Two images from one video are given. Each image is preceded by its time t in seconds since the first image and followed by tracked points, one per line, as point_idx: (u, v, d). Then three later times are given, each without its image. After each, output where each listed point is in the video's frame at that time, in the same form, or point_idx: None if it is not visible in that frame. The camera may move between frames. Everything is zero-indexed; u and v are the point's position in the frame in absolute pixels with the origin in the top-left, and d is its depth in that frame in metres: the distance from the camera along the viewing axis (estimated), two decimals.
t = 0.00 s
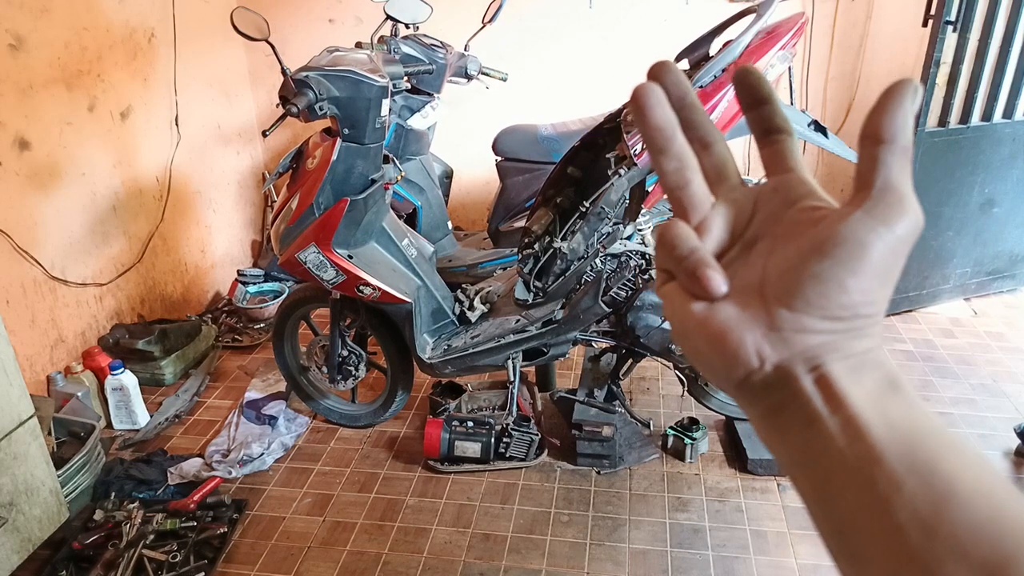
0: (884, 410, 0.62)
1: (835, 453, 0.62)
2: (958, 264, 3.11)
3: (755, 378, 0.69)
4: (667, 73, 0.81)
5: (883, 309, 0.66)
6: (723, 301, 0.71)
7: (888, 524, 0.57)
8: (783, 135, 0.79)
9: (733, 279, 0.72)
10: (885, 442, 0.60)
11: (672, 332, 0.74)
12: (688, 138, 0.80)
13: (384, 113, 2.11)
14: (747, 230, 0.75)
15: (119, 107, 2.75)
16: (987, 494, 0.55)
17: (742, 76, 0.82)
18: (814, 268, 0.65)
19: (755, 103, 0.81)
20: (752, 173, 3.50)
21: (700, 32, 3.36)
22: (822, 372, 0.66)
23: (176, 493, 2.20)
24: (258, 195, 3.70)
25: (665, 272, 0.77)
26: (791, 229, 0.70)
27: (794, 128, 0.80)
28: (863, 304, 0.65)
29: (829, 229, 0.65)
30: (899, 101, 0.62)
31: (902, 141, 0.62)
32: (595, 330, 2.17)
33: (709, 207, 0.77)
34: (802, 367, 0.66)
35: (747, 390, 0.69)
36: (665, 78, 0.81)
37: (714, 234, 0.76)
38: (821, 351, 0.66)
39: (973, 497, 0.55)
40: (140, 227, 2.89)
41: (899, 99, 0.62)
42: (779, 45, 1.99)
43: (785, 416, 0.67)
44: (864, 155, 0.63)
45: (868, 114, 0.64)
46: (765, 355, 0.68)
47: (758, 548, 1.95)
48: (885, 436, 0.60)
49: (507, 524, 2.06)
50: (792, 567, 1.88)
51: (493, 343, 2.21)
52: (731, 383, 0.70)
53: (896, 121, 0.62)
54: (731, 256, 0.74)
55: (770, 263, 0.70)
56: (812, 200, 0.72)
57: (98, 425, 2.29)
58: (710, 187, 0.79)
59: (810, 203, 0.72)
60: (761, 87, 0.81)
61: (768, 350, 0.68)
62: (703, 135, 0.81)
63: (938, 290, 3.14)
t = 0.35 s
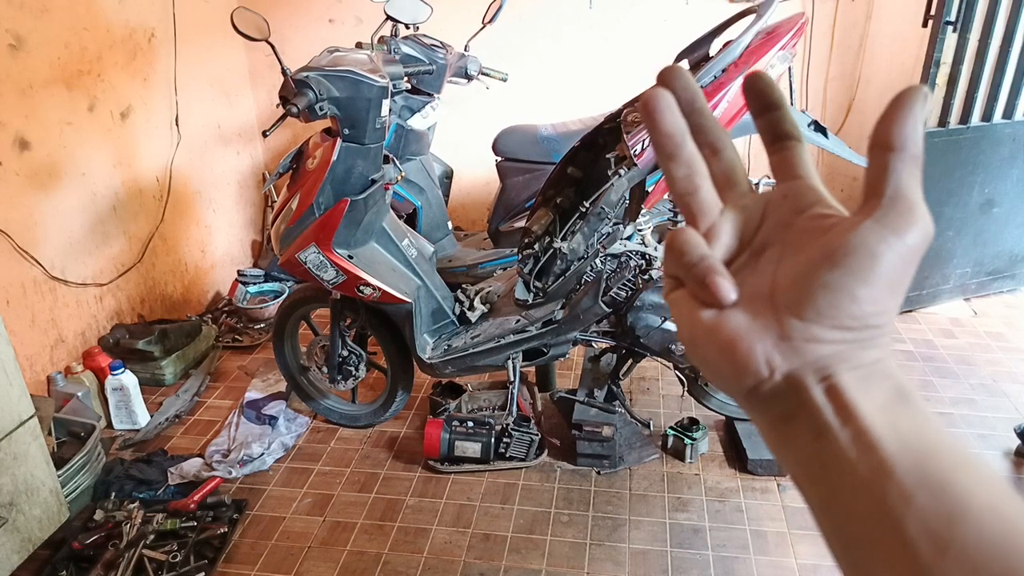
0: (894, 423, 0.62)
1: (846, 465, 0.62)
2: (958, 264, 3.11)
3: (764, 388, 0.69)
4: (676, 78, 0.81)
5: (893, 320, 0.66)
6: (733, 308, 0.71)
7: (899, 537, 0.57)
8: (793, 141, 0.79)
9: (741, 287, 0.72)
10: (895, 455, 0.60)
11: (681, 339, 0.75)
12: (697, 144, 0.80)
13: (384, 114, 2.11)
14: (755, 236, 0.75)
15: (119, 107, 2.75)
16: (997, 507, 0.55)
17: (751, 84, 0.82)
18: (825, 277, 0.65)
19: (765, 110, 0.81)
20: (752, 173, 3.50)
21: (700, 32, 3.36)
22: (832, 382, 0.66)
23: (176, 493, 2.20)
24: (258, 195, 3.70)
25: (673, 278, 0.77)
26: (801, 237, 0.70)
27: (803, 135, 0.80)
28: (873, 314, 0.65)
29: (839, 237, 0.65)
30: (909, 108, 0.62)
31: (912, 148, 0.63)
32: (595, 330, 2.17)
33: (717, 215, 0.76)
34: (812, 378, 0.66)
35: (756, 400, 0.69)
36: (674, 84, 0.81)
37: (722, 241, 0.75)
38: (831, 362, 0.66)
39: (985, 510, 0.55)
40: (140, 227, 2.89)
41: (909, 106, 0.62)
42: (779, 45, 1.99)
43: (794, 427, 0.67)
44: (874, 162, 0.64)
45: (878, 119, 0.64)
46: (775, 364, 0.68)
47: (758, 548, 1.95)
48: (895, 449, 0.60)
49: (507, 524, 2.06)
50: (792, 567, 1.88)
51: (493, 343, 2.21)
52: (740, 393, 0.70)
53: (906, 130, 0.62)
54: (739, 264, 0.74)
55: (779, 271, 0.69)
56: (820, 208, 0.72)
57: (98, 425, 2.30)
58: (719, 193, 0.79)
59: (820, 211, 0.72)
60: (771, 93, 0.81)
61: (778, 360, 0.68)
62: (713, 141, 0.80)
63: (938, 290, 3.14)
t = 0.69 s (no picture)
0: (904, 424, 0.62)
1: (855, 466, 0.62)
2: (958, 263, 3.11)
3: (773, 387, 0.68)
4: (682, 76, 0.81)
5: (902, 319, 0.66)
6: (740, 307, 0.71)
7: (908, 541, 0.57)
8: (799, 138, 0.79)
9: (749, 285, 0.72)
10: (905, 456, 0.60)
11: (689, 338, 0.75)
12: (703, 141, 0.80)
13: (384, 114, 2.11)
14: (762, 235, 0.75)
15: (119, 107, 2.75)
16: (1007, 511, 0.55)
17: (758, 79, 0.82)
18: (833, 278, 0.65)
19: (772, 106, 0.81)
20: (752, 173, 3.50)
21: (700, 32, 3.36)
22: (841, 382, 0.65)
23: (176, 493, 2.20)
24: (258, 195, 3.70)
25: (681, 277, 0.78)
26: (809, 237, 0.70)
27: (809, 131, 0.80)
28: (883, 313, 0.65)
29: (846, 237, 0.65)
30: (914, 105, 0.61)
31: (918, 145, 0.62)
32: (595, 330, 2.17)
33: (723, 214, 0.77)
34: (821, 377, 0.66)
35: (764, 399, 0.69)
36: (679, 81, 0.81)
37: (728, 239, 0.76)
38: (839, 362, 0.66)
39: (994, 513, 0.55)
40: (140, 227, 2.89)
41: (914, 102, 0.61)
42: (779, 45, 1.98)
43: (803, 427, 0.67)
44: (880, 162, 0.63)
45: (882, 117, 0.64)
46: (783, 364, 0.68)
47: (758, 548, 1.95)
48: (905, 450, 0.60)
49: (507, 524, 2.06)
50: (792, 567, 1.88)
51: (493, 343, 2.21)
52: (749, 392, 0.70)
53: (913, 127, 0.61)
54: (746, 262, 0.74)
55: (786, 270, 0.70)
56: (828, 205, 0.72)
57: (98, 424, 2.30)
58: (725, 190, 0.79)
59: (826, 209, 0.72)
60: (777, 89, 0.81)
61: (786, 359, 0.68)
62: (718, 139, 0.80)
63: (938, 290, 3.14)
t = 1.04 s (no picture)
0: (909, 421, 0.62)
1: (859, 464, 0.62)
2: (958, 264, 3.11)
3: (775, 380, 0.68)
4: (685, 53, 0.79)
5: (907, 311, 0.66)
6: (743, 297, 0.71)
7: (912, 541, 0.58)
8: (806, 117, 0.77)
9: (751, 273, 0.72)
10: (909, 455, 0.60)
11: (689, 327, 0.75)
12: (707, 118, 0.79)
13: (384, 113, 2.11)
14: (765, 221, 0.74)
15: (119, 106, 2.75)
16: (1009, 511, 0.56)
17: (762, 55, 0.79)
18: (839, 269, 0.65)
19: (777, 84, 0.79)
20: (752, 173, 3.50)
21: (700, 32, 3.36)
22: (844, 376, 0.65)
23: (176, 493, 2.20)
24: (258, 195, 3.70)
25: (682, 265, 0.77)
26: (814, 225, 0.70)
27: (816, 111, 0.78)
28: (888, 306, 0.65)
29: (852, 227, 0.65)
30: (927, 88, 0.61)
31: (930, 131, 0.61)
32: (595, 330, 2.17)
33: (726, 200, 0.76)
34: (825, 372, 0.66)
35: (766, 391, 0.69)
36: (683, 58, 0.79)
37: (731, 226, 0.75)
38: (844, 355, 0.65)
39: (998, 518, 0.56)
40: (140, 227, 2.89)
41: (927, 85, 0.61)
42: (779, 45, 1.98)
43: (805, 421, 0.66)
44: (890, 146, 0.62)
45: (893, 100, 0.63)
46: (786, 357, 0.68)
47: (758, 548, 1.95)
48: (909, 449, 0.60)
49: (507, 524, 2.06)
50: (792, 567, 1.88)
51: (493, 343, 2.21)
52: (751, 385, 0.70)
53: (924, 111, 0.61)
54: (748, 250, 0.74)
55: (791, 258, 0.69)
56: (834, 189, 0.72)
57: (97, 425, 2.29)
58: (730, 175, 0.78)
59: (831, 194, 0.72)
60: (784, 64, 0.78)
61: (789, 353, 0.67)
62: (722, 118, 0.79)
63: (938, 290, 3.14)
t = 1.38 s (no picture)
0: (896, 411, 0.62)
1: (847, 452, 0.62)
2: (958, 264, 3.12)
3: (768, 372, 0.68)
4: (682, 58, 0.81)
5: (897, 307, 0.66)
6: (737, 291, 0.71)
7: (897, 527, 0.57)
8: (800, 120, 0.78)
9: (746, 270, 0.72)
10: (896, 443, 0.60)
11: (685, 324, 0.75)
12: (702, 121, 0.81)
13: (384, 113, 2.11)
14: (759, 219, 0.75)
15: (119, 107, 2.75)
16: (993, 499, 0.55)
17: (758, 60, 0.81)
18: (829, 264, 0.65)
19: (772, 87, 0.79)
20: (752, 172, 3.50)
21: (700, 32, 3.36)
22: (834, 367, 0.65)
23: (176, 493, 2.20)
24: (258, 195, 3.70)
25: (678, 262, 0.77)
26: (807, 221, 0.70)
27: (810, 114, 0.79)
28: (877, 300, 0.65)
29: (843, 223, 0.65)
30: (915, 91, 0.61)
31: (918, 132, 0.62)
32: (595, 330, 2.17)
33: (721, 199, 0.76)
34: (816, 363, 0.66)
35: (759, 384, 0.69)
36: (680, 62, 0.81)
37: (726, 223, 0.75)
38: (834, 347, 0.66)
39: (982, 502, 0.55)
40: (140, 227, 2.89)
41: (914, 88, 0.61)
42: (779, 45, 1.98)
43: (795, 413, 0.67)
44: (880, 148, 0.63)
45: (883, 101, 0.63)
46: (778, 349, 0.68)
47: (758, 548, 1.95)
48: (896, 437, 0.60)
49: (507, 524, 2.06)
50: (792, 567, 1.88)
51: (493, 343, 2.21)
52: (744, 377, 0.70)
53: (913, 112, 0.61)
54: (742, 247, 0.74)
55: (783, 255, 0.70)
56: (826, 189, 0.72)
57: (98, 425, 2.29)
58: (724, 174, 0.79)
59: (823, 194, 0.71)
60: (778, 69, 0.79)
61: (781, 345, 0.68)
62: (718, 121, 0.81)
63: (938, 290, 3.14)
